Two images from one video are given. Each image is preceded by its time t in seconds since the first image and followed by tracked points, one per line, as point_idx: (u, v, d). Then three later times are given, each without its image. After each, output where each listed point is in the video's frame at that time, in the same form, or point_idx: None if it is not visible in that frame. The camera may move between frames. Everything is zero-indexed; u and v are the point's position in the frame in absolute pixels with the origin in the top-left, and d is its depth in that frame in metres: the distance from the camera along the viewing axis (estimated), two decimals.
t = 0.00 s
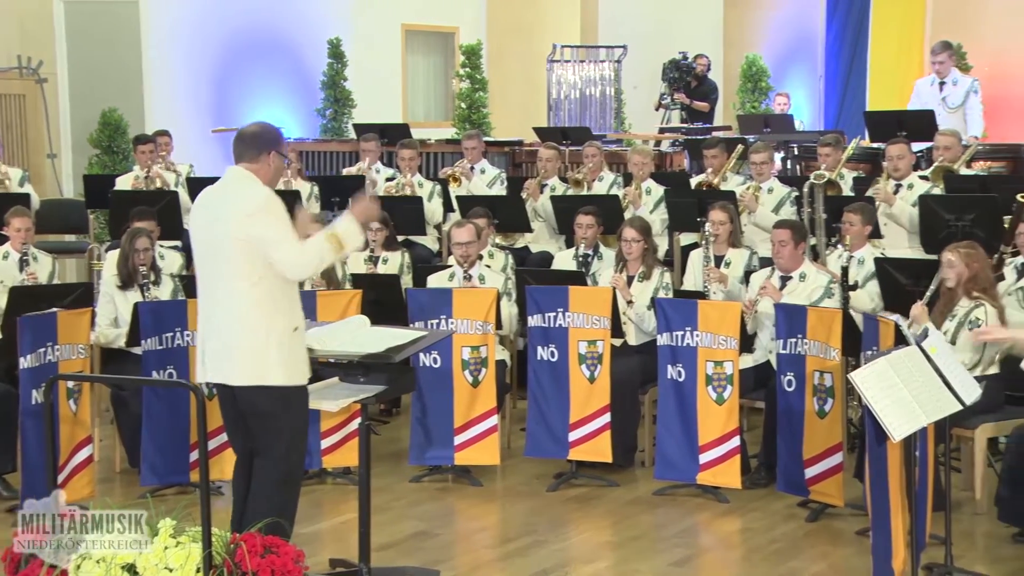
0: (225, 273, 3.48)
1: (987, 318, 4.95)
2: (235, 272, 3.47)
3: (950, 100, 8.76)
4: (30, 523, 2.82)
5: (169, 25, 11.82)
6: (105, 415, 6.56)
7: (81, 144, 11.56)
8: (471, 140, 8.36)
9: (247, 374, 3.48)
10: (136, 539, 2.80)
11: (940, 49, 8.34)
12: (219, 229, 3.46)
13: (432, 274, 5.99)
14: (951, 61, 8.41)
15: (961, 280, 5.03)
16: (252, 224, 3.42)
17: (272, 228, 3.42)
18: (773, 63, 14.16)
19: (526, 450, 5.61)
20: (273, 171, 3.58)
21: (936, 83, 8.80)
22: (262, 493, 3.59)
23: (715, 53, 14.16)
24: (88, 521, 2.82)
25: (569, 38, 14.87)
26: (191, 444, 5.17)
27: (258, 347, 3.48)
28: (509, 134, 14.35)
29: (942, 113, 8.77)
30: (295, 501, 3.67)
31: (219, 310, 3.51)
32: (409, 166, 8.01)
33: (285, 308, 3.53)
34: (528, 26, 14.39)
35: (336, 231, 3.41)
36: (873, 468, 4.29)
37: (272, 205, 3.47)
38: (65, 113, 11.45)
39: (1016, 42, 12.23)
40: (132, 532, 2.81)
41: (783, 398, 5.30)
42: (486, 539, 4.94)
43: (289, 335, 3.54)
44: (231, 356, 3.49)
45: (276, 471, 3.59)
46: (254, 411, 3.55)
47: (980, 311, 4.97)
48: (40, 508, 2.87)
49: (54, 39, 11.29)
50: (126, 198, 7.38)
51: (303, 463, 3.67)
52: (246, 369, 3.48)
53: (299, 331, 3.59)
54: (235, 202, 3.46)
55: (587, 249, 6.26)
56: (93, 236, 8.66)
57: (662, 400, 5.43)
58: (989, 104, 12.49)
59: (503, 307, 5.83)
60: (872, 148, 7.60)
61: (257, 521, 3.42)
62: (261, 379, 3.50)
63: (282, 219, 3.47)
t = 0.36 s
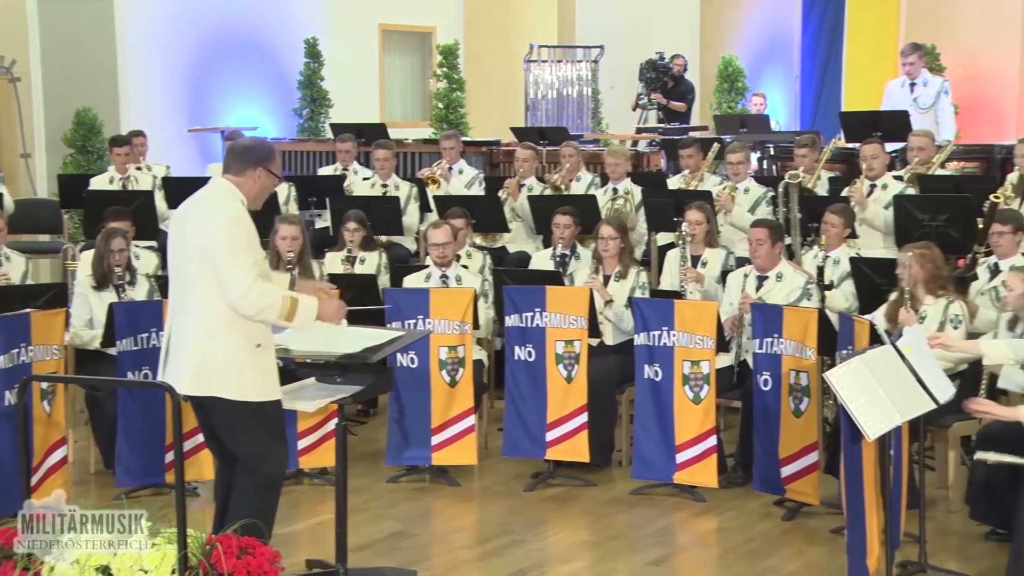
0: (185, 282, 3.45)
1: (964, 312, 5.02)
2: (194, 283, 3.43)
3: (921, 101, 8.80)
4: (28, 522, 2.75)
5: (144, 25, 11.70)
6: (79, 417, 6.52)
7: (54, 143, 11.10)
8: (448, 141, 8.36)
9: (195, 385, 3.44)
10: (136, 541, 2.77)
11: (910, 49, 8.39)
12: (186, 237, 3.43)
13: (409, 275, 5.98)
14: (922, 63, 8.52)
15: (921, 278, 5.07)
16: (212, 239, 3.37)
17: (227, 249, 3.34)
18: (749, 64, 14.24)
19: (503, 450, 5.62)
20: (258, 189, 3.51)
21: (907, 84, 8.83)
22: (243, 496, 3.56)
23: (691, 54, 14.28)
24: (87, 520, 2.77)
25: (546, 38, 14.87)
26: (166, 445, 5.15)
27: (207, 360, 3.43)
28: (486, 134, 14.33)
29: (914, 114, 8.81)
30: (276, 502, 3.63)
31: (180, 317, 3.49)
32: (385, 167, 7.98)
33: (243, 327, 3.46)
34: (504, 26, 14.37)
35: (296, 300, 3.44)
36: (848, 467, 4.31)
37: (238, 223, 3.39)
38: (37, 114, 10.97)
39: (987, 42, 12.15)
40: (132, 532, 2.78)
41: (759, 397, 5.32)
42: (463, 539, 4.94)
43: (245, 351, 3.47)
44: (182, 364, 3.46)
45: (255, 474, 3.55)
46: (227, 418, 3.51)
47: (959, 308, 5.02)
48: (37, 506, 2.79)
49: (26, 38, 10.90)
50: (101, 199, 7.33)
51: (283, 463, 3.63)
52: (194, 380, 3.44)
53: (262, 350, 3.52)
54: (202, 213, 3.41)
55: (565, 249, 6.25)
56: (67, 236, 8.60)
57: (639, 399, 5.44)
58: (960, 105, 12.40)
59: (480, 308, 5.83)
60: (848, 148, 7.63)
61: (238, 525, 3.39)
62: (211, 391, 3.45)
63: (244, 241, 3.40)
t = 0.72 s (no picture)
0: (169, 272, 3.46)
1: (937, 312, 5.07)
2: (178, 270, 3.44)
3: (899, 101, 8.83)
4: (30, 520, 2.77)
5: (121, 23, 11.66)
6: (56, 417, 6.49)
7: (31, 144, 10.96)
8: (428, 140, 8.39)
9: (185, 373, 3.44)
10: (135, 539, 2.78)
11: (887, 50, 8.43)
12: (164, 227, 3.45)
13: (389, 275, 5.97)
14: (899, 64, 8.56)
15: (892, 280, 5.11)
16: (191, 224, 3.38)
17: (208, 228, 3.35)
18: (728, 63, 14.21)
19: (483, 450, 5.62)
20: (227, 163, 3.49)
21: (885, 85, 8.87)
22: (208, 495, 3.54)
23: (670, 54, 14.31)
24: (86, 521, 2.79)
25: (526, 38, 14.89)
26: (144, 447, 5.13)
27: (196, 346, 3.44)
28: (466, 134, 14.34)
29: (891, 114, 8.84)
30: (242, 504, 3.61)
31: (165, 308, 3.49)
32: (363, 170, 7.96)
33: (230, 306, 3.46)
34: (482, 26, 14.36)
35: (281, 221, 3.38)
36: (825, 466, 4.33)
37: (215, 205, 3.41)
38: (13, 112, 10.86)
39: (962, 41, 12.33)
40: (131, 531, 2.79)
41: (738, 397, 5.33)
42: (443, 539, 4.94)
43: (232, 335, 3.47)
44: (172, 354, 3.47)
45: (219, 472, 3.53)
46: (199, 416, 3.49)
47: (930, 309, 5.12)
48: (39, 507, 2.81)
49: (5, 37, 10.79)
50: (78, 199, 7.31)
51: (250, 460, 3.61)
52: (185, 368, 3.44)
53: (249, 331, 3.51)
54: (178, 200, 3.42)
55: (544, 249, 6.26)
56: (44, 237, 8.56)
57: (618, 399, 5.45)
58: (938, 105, 12.56)
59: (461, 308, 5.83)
60: (826, 149, 7.65)
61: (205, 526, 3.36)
62: (199, 379, 3.45)
63: (225, 220, 3.41)
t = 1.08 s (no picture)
0: (146, 275, 3.46)
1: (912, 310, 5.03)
2: (156, 274, 3.43)
3: (874, 102, 8.88)
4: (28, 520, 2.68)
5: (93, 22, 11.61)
6: (29, 419, 6.46)
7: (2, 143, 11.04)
8: (402, 140, 8.41)
9: (163, 377, 3.43)
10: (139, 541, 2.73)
11: (862, 51, 8.47)
12: (139, 231, 3.44)
13: (366, 276, 5.96)
14: (874, 64, 8.58)
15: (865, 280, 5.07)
16: (168, 229, 3.37)
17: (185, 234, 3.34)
18: (703, 64, 14.34)
19: (459, 450, 5.62)
20: (206, 166, 3.47)
21: (860, 86, 8.92)
22: (185, 498, 3.54)
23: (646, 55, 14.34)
24: (87, 520, 2.70)
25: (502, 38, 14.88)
26: (117, 448, 5.10)
27: (173, 350, 3.43)
28: (442, 133, 14.37)
29: (866, 115, 8.88)
30: (219, 507, 3.62)
31: (143, 311, 3.49)
32: (337, 177, 7.86)
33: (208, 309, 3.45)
34: (458, 25, 14.36)
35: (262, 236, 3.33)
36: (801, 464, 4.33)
37: (191, 209, 3.40)
38: None
39: (936, 42, 12.53)
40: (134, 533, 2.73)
41: (713, 396, 5.35)
42: (419, 539, 4.94)
43: (209, 339, 3.46)
44: (150, 358, 3.46)
45: (197, 475, 3.53)
46: (178, 419, 3.49)
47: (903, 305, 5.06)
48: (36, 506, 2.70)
49: None
50: (50, 199, 7.26)
51: (226, 464, 3.61)
52: (164, 372, 3.43)
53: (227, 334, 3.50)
54: (154, 204, 3.41)
55: (520, 249, 6.26)
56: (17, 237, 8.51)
57: (594, 399, 5.46)
58: (912, 105, 12.75)
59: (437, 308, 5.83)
60: (800, 149, 7.68)
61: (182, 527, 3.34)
62: (177, 383, 3.44)
63: (202, 225, 3.40)
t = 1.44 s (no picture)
0: (129, 284, 3.43)
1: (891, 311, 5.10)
2: (139, 284, 3.41)
3: (855, 104, 8.91)
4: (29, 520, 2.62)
5: (73, 22, 11.54)
6: (8, 420, 6.42)
7: None
8: (381, 140, 8.40)
9: (139, 387, 3.43)
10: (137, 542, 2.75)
11: (844, 53, 8.51)
12: (126, 238, 3.41)
13: (348, 276, 5.95)
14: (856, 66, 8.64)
15: (846, 281, 5.15)
16: (155, 243, 3.35)
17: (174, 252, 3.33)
18: (686, 64, 14.21)
19: (441, 450, 5.62)
20: (201, 183, 3.47)
21: (842, 87, 8.95)
22: (177, 506, 3.54)
23: (629, 54, 14.35)
24: (87, 521, 2.68)
25: (484, 38, 14.86)
26: (97, 449, 5.08)
27: (150, 361, 3.42)
28: (424, 134, 14.35)
29: (847, 116, 8.91)
30: (211, 510, 3.63)
31: (123, 319, 3.47)
32: (320, 176, 7.85)
33: (187, 325, 3.44)
34: (439, 25, 14.32)
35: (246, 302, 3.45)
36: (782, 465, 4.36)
37: (181, 224, 3.37)
38: None
39: (915, 45, 12.89)
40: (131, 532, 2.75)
41: (696, 396, 5.36)
42: (401, 539, 4.93)
43: (189, 352, 3.45)
44: (127, 366, 3.45)
45: (189, 482, 3.53)
46: (164, 425, 3.49)
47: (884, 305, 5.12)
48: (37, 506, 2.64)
49: None
50: (28, 199, 7.23)
51: (216, 472, 3.62)
52: (141, 383, 3.42)
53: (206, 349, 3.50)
54: (144, 214, 3.38)
55: (503, 250, 6.27)
56: None
57: (577, 399, 5.47)
58: (892, 106, 13.12)
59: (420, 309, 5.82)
60: (782, 149, 7.70)
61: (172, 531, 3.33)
62: (154, 394, 3.43)
63: (191, 242, 3.39)
